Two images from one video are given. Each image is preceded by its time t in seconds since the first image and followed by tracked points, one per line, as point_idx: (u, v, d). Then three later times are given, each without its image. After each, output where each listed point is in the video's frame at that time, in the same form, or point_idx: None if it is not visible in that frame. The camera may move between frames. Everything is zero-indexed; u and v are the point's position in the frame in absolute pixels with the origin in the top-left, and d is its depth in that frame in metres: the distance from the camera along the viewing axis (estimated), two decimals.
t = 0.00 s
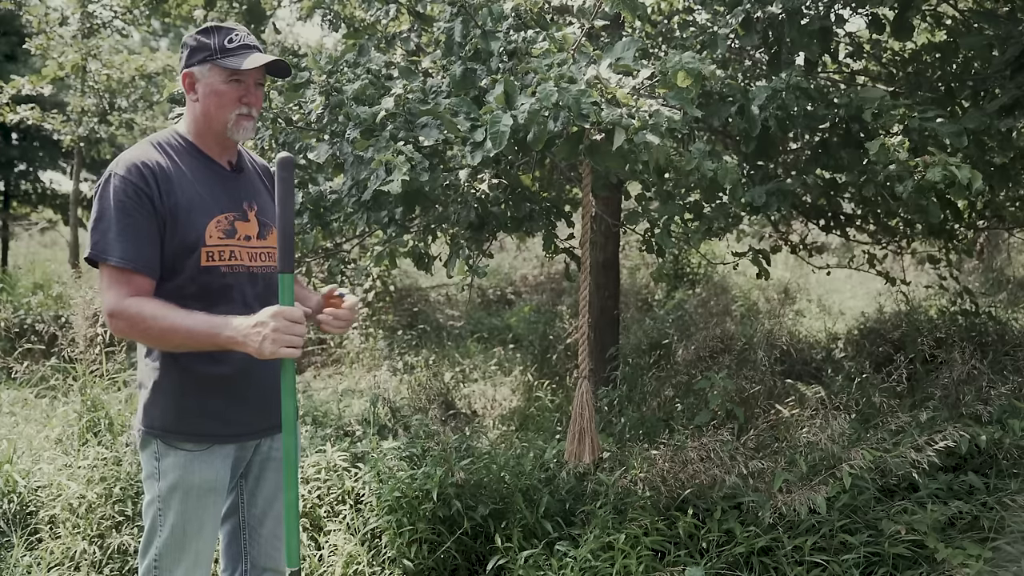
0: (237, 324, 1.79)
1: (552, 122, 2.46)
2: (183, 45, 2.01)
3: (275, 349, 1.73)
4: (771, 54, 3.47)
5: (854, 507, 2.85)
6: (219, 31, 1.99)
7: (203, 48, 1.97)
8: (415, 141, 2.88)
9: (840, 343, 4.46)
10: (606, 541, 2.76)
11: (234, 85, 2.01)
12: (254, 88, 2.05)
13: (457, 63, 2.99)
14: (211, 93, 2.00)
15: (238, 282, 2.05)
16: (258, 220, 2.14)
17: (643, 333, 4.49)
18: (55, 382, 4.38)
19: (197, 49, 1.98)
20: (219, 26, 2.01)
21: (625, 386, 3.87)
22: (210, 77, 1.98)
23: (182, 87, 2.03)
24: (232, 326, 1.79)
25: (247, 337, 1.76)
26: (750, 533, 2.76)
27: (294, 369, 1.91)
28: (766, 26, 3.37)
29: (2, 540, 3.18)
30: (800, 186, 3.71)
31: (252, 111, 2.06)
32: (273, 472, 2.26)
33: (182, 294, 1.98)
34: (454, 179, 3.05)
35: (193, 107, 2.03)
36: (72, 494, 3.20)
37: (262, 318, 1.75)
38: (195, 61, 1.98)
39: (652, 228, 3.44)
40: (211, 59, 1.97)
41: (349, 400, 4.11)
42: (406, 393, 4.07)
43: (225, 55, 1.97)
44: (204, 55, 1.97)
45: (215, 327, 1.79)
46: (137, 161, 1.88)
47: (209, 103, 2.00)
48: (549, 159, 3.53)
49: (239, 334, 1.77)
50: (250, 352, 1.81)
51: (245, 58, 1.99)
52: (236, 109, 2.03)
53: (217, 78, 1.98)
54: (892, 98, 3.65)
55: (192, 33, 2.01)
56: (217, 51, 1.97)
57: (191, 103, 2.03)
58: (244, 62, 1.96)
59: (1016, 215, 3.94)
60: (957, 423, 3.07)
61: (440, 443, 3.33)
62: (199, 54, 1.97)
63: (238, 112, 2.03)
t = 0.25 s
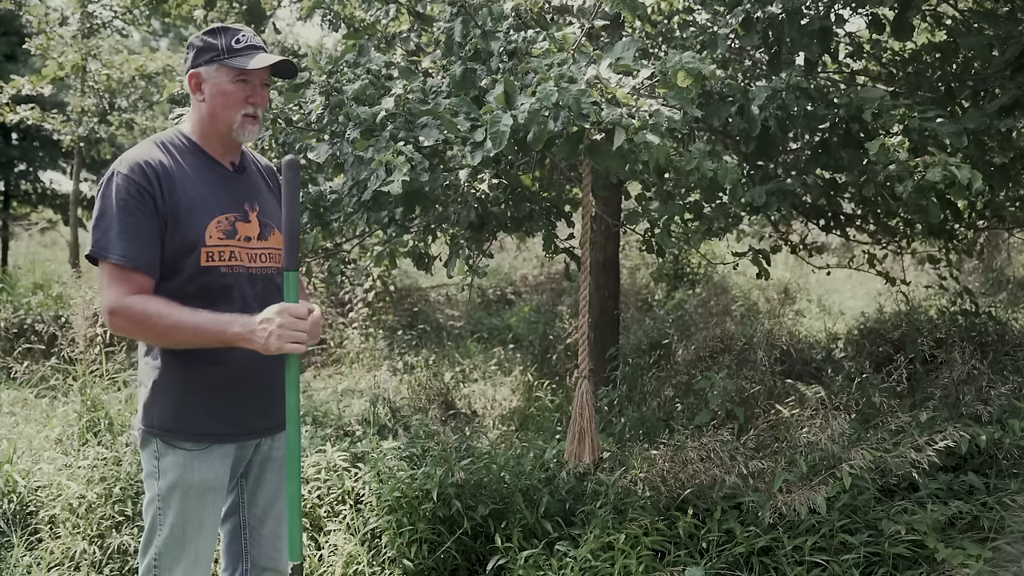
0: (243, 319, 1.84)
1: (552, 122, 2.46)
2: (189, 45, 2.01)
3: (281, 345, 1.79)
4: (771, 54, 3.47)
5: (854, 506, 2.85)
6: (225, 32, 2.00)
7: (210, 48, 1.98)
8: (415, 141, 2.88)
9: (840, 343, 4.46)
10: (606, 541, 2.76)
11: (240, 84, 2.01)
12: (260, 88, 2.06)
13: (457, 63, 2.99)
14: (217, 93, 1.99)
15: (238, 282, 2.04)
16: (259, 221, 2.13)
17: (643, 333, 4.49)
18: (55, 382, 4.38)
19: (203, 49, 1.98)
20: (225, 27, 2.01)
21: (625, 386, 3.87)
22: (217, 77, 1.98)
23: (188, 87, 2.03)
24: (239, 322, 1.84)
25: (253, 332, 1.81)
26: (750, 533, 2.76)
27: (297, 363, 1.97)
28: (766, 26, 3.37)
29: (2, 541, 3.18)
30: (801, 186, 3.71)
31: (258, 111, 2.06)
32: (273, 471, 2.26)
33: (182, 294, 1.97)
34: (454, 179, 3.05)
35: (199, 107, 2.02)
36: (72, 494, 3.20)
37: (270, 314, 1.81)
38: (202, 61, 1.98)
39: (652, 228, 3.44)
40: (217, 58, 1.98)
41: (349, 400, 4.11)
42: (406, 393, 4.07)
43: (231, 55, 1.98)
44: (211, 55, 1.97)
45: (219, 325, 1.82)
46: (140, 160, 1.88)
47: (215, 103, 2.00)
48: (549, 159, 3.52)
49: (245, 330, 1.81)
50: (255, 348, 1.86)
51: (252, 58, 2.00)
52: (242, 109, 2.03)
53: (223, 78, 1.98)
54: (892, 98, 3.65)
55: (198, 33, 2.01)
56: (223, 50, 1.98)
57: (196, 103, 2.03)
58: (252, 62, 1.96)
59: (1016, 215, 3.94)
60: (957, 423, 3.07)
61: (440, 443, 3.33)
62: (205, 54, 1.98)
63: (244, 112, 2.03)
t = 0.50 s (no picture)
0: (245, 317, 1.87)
1: (552, 122, 2.46)
2: (194, 45, 2.01)
3: (282, 341, 1.81)
4: (771, 54, 3.47)
5: (854, 507, 2.85)
6: (231, 34, 2.00)
7: (216, 49, 1.98)
8: (415, 141, 2.88)
9: (840, 343, 4.46)
10: (606, 541, 2.76)
11: (245, 86, 2.01)
12: (264, 91, 2.06)
13: (457, 63, 2.99)
14: (222, 94, 1.99)
15: (237, 283, 2.04)
16: (259, 223, 2.12)
17: (643, 333, 4.49)
18: (55, 382, 4.38)
19: (208, 50, 1.98)
20: (231, 29, 2.02)
21: (625, 386, 3.87)
22: (222, 78, 1.98)
23: (191, 87, 2.02)
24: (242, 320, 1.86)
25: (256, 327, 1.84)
26: (750, 533, 2.76)
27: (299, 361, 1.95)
28: (766, 26, 3.37)
29: (2, 541, 3.17)
30: (800, 186, 3.71)
31: (262, 114, 2.07)
32: (272, 471, 2.25)
33: (180, 294, 1.97)
34: (454, 179, 3.05)
35: (202, 108, 2.02)
36: (72, 494, 3.20)
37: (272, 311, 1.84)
38: (207, 62, 1.98)
39: (652, 228, 3.44)
40: (223, 60, 1.98)
41: (349, 400, 4.10)
42: (406, 393, 4.07)
43: (238, 57, 1.98)
44: (217, 56, 1.98)
45: (222, 322, 1.84)
46: (141, 160, 1.89)
47: (219, 104, 2.00)
48: (549, 159, 3.52)
49: (247, 327, 1.84)
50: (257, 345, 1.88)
51: (258, 61, 2.00)
52: (246, 111, 2.03)
53: (229, 80, 1.99)
54: (892, 98, 3.65)
55: (204, 34, 2.01)
56: (230, 52, 1.98)
57: (200, 105, 2.02)
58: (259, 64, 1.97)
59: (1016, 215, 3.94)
60: (957, 423, 3.07)
61: (440, 443, 3.33)
62: (211, 55, 1.98)
63: (249, 114, 2.03)
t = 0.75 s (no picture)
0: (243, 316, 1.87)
1: (552, 122, 2.46)
2: (199, 46, 2.01)
3: (285, 339, 1.84)
4: (771, 54, 3.47)
5: (854, 507, 2.85)
6: (236, 36, 2.00)
7: (220, 50, 1.98)
8: (415, 141, 2.89)
9: (840, 343, 4.46)
10: (606, 541, 2.76)
11: (248, 87, 2.01)
12: (268, 92, 2.06)
13: (457, 63, 2.99)
14: (225, 95, 1.99)
15: (238, 283, 2.04)
16: (262, 223, 2.12)
17: (643, 333, 4.49)
18: (55, 382, 4.38)
19: (213, 51, 1.98)
20: (237, 30, 2.02)
21: (625, 386, 3.87)
22: (226, 79, 1.98)
23: (196, 88, 2.02)
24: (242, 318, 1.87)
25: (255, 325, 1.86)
26: (750, 533, 2.76)
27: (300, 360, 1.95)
28: (766, 26, 3.37)
29: (2, 541, 3.17)
30: (801, 186, 3.71)
31: (265, 114, 2.06)
32: (273, 472, 2.25)
33: (181, 293, 1.97)
34: (454, 179, 3.05)
35: (207, 108, 2.02)
36: (72, 494, 3.20)
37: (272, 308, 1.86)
38: (212, 63, 1.98)
39: (652, 228, 3.44)
40: (227, 61, 1.98)
41: (349, 400, 4.10)
42: (406, 393, 4.07)
43: (241, 58, 1.98)
44: (222, 58, 1.97)
45: (223, 320, 1.85)
46: (145, 159, 1.89)
47: (223, 104, 2.00)
48: (549, 160, 3.52)
49: (249, 324, 1.85)
50: (257, 342, 1.90)
51: (261, 62, 2.00)
52: (249, 112, 2.03)
53: (232, 81, 1.99)
54: (892, 98, 3.65)
55: (209, 36, 2.01)
56: (233, 53, 1.98)
57: (204, 105, 2.03)
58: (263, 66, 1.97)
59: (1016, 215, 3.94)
60: (957, 423, 3.07)
61: (440, 443, 3.33)
62: (215, 56, 1.98)
63: (252, 115, 2.03)
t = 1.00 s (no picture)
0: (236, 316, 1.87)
1: (552, 122, 2.46)
2: (219, 47, 1.97)
3: (290, 341, 1.87)
4: (771, 54, 3.47)
5: (854, 507, 2.85)
6: (263, 47, 1.99)
7: (248, 60, 1.96)
8: (415, 141, 2.89)
9: (840, 343, 4.46)
10: (606, 541, 2.76)
11: (268, 99, 2.02)
12: (282, 104, 2.07)
13: (457, 63, 2.99)
14: (244, 104, 1.99)
15: (241, 281, 2.04)
16: (265, 221, 2.12)
17: (643, 334, 4.49)
18: (55, 382, 4.38)
19: (238, 57, 1.96)
20: (262, 40, 2.00)
21: (625, 386, 3.87)
22: (248, 90, 1.98)
23: (209, 88, 1.98)
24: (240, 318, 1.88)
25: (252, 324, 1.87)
26: (750, 533, 2.76)
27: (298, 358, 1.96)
28: (766, 26, 3.37)
29: (3, 540, 3.17)
30: (801, 186, 3.71)
31: (276, 126, 2.08)
32: (274, 471, 2.25)
33: (185, 292, 1.97)
34: (454, 179, 3.05)
35: (219, 112, 1.99)
36: (72, 494, 3.20)
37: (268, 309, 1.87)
38: (236, 70, 1.96)
39: (652, 228, 3.44)
40: (253, 72, 1.97)
41: (349, 400, 4.10)
42: (406, 393, 4.07)
43: (269, 71, 1.98)
44: (248, 68, 1.96)
45: (222, 321, 1.86)
46: (150, 158, 1.88)
47: (240, 113, 1.99)
48: (549, 160, 3.52)
49: (248, 325, 1.86)
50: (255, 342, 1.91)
51: (287, 78, 2.01)
52: (264, 123, 2.04)
53: (254, 91, 1.98)
54: (892, 98, 3.65)
55: (232, 39, 1.97)
56: (260, 65, 1.98)
57: (214, 107, 2.00)
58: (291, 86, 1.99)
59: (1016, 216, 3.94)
60: (957, 423, 3.07)
61: (440, 443, 3.33)
62: (240, 64, 1.96)
63: (265, 126, 2.04)
